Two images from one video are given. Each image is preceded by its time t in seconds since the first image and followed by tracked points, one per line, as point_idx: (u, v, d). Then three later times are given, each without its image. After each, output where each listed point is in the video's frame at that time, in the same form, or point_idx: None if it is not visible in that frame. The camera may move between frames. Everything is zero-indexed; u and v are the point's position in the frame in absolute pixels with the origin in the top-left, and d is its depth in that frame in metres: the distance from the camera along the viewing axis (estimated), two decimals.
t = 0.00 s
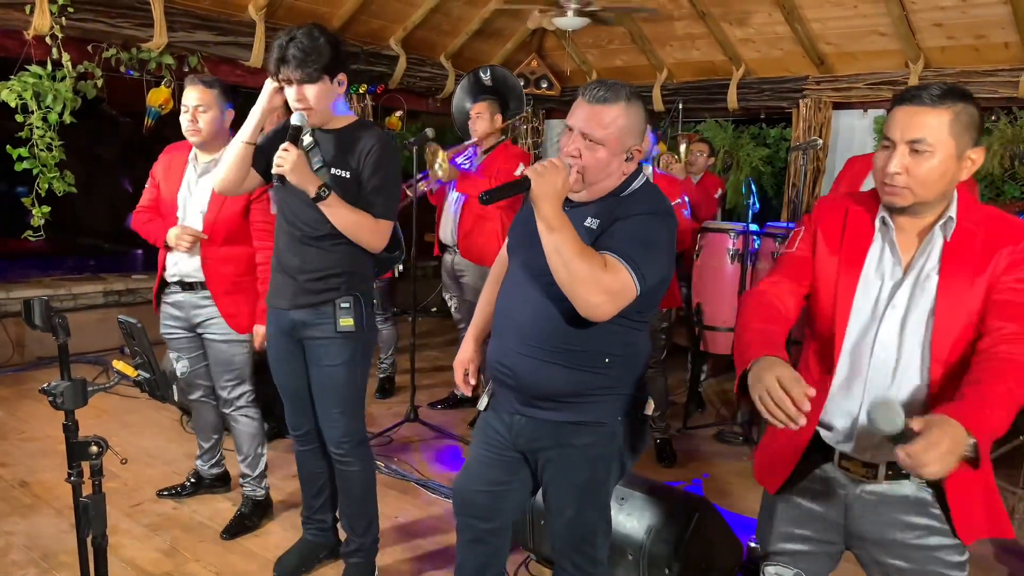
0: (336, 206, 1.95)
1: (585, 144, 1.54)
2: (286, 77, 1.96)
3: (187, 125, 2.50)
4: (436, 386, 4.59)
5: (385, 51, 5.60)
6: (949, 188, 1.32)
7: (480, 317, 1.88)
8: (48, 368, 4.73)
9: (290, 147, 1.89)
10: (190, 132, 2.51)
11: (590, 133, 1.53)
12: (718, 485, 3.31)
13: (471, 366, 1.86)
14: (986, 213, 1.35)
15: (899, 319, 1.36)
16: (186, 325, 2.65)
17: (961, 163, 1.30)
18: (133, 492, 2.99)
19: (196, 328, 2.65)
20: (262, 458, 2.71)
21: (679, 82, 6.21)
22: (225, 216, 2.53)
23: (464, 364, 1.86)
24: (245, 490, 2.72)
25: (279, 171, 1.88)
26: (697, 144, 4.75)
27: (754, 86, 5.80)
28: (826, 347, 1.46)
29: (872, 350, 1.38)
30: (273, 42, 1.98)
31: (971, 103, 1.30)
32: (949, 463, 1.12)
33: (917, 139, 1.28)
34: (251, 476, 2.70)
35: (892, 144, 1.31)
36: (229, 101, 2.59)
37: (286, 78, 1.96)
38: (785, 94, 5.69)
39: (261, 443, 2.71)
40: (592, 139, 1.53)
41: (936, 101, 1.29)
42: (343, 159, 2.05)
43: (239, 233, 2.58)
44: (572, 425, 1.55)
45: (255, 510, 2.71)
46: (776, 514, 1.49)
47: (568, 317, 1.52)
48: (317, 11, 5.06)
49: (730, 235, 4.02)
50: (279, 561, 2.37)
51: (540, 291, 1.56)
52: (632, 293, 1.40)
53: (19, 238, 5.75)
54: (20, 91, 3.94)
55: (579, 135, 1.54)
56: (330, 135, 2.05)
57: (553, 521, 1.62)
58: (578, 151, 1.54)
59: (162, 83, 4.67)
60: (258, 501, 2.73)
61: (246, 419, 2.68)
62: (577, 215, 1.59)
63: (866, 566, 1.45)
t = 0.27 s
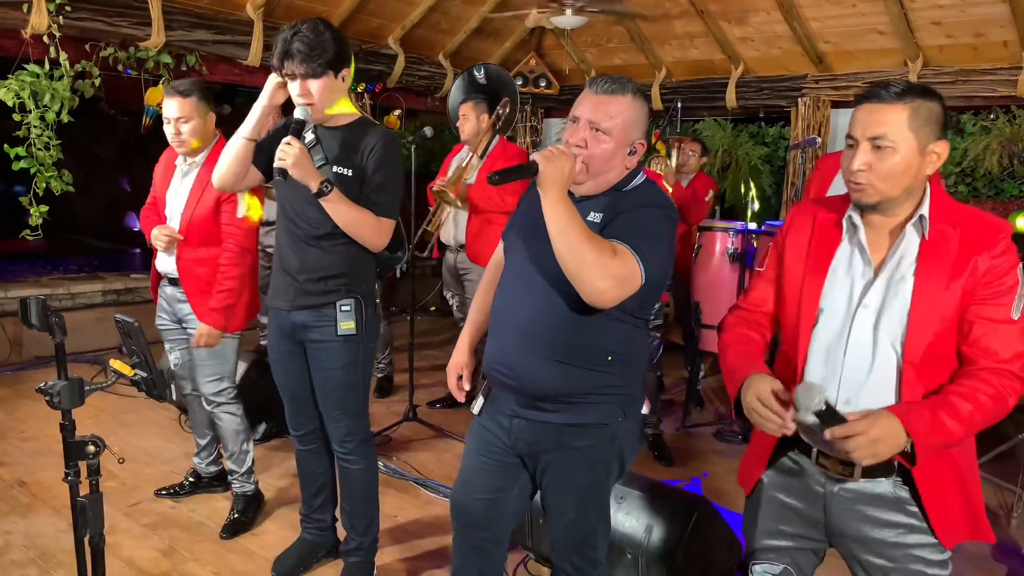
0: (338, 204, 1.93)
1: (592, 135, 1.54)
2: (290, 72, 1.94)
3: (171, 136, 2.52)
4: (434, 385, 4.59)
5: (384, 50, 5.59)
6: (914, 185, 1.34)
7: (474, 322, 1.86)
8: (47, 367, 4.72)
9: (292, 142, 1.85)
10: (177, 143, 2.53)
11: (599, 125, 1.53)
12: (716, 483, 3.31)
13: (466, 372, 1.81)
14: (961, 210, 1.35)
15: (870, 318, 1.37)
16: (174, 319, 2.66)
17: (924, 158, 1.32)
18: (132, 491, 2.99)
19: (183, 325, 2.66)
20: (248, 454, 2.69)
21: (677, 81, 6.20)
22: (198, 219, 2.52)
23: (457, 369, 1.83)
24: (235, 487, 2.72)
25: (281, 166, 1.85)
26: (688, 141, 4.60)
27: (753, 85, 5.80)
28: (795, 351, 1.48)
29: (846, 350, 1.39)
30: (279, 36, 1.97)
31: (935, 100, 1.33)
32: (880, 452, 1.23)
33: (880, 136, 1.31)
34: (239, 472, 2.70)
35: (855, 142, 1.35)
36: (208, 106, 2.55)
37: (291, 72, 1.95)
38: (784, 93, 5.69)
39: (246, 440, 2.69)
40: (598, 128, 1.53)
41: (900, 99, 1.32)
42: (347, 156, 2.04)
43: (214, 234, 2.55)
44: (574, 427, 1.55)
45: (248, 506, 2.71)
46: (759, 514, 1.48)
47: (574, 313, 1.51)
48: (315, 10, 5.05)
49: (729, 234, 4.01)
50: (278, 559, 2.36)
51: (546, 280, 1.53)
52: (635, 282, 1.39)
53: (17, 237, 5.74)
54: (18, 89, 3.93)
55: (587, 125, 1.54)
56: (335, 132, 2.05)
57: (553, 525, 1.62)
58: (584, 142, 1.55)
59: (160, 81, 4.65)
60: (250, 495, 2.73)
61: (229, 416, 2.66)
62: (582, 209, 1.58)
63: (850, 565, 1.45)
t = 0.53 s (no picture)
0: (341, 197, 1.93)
1: (593, 117, 1.55)
2: (298, 63, 1.94)
3: (159, 146, 2.55)
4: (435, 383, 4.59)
5: (384, 49, 5.59)
6: (917, 186, 1.35)
7: (461, 328, 1.84)
8: (48, 366, 4.72)
9: (297, 131, 1.85)
10: (164, 153, 2.55)
11: (599, 107, 1.54)
12: (716, 481, 3.31)
13: (455, 375, 1.81)
14: (967, 212, 1.36)
15: (876, 320, 1.38)
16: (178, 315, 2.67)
17: (926, 158, 1.33)
18: (133, 489, 2.99)
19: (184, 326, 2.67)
20: (242, 456, 2.71)
21: (678, 78, 6.19)
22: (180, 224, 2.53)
23: (445, 373, 1.81)
24: (233, 486, 2.74)
25: (286, 155, 1.84)
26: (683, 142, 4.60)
27: (753, 83, 5.78)
28: (792, 351, 1.51)
29: (852, 354, 1.40)
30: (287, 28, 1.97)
31: (937, 101, 1.33)
32: (914, 483, 1.24)
33: (881, 135, 1.32)
34: (235, 473, 2.72)
35: (858, 141, 1.36)
36: (194, 113, 2.56)
37: (298, 64, 1.95)
38: (784, 90, 5.68)
39: (239, 443, 2.70)
40: (600, 112, 1.54)
41: (902, 99, 1.32)
42: (350, 150, 2.05)
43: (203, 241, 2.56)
44: (571, 427, 1.54)
45: (246, 504, 2.72)
46: (762, 515, 1.52)
47: (567, 307, 1.50)
48: (316, 8, 5.05)
49: (730, 232, 4.00)
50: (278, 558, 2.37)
51: (542, 272, 1.52)
52: (627, 261, 1.40)
53: (17, 236, 5.74)
54: (19, 88, 3.93)
55: (590, 107, 1.55)
56: (339, 128, 2.06)
57: (553, 527, 1.61)
58: (585, 122, 1.55)
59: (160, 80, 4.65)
60: (248, 495, 2.74)
61: (218, 420, 2.66)
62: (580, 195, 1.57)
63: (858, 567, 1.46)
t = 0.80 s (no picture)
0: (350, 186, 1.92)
1: (569, 119, 1.54)
2: (312, 52, 1.98)
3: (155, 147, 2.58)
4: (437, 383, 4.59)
5: (385, 49, 5.59)
6: (980, 186, 1.34)
7: (444, 334, 1.84)
8: (51, 367, 4.73)
9: (309, 116, 1.86)
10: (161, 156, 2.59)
11: (574, 109, 1.54)
12: (718, 480, 3.31)
13: (439, 382, 1.81)
14: None
15: (928, 321, 1.35)
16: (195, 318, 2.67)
17: (992, 157, 1.32)
18: (136, 489, 3.00)
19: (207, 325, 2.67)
20: (259, 458, 2.69)
21: (679, 77, 6.19)
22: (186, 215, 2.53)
23: (432, 379, 1.80)
24: (245, 488, 2.73)
25: (297, 139, 1.84)
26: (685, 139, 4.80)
27: (755, 81, 5.77)
28: (836, 350, 1.47)
29: (900, 354, 1.37)
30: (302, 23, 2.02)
31: (1011, 101, 1.32)
32: (963, 478, 1.24)
33: (949, 127, 1.32)
34: (250, 474, 2.69)
35: (924, 131, 1.35)
36: (187, 110, 2.57)
37: (311, 54, 1.98)
38: (786, 89, 5.67)
39: (257, 444, 2.68)
40: (573, 111, 1.54)
41: (975, 92, 1.32)
42: (361, 147, 2.04)
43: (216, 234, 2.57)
44: (559, 428, 1.53)
45: (253, 506, 2.71)
46: (795, 522, 1.48)
47: (551, 306, 1.50)
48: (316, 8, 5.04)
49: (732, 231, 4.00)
50: (281, 558, 2.37)
51: (525, 271, 1.52)
52: (607, 258, 1.41)
53: (19, 236, 5.75)
54: (21, 89, 3.94)
55: (563, 108, 1.55)
56: (347, 123, 2.05)
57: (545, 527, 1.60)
58: (560, 124, 1.55)
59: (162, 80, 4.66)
60: (259, 498, 2.73)
61: (240, 419, 2.65)
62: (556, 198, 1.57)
63: None
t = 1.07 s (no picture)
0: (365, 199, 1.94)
1: (537, 119, 1.55)
2: (316, 65, 1.96)
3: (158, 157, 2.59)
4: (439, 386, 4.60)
5: (386, 52, 5.61)
6: None
7: (419, 337, 1.84)
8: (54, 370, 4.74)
9: (320, 131, 1.84)
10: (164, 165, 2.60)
11: (542, 108, 1.55)
12: (720, 483, 3.31)
13: (410, 388, 1.81)
14: None
15: (981, 335, 1.28)
16: (211, 325, 2.68)
17: None
18: (139, 493, 3.00)
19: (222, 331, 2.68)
20: (269, 463, 2.70)
21: (681, 79, 6.20)
22: (203, 216, 2.53)
23: (403, 384, 1.81)
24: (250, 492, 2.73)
25: (309, 154, 1.84)
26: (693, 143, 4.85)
27: (756, 83, 5.78)
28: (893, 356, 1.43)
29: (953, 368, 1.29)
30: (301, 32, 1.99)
31: None
32: (1010, 484, 1.21)
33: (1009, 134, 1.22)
34: (257, 479, 2.70)
35: (986, 135, 1.27)
36: (186, 118, 2.57)
37: (315, 67, 1.96)
38: (788, 91, 5.68)
39: (269, 450, 2.69)
40: (541, 113, 1.54)
41: None
42: (371, 155, 2.06)
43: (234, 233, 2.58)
44: (535, 429, 1.50)
45: (258, 511, 2.71)
46: (835, 513, 1.43)
47: (524, 308, 1.48)
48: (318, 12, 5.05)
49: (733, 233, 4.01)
50: (284, 561, 2.37)
51: (497, 273, 1.51)
52: (577, 259, 1.41)
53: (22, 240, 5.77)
54: (23, 93, 3.95)
55: (531, 109, 1.55)
56: (353, 133, 2.06)
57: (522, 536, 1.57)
58: (529, 124, 1.55)
59: (164, 84, 4.67)
60: (263, 502, 2.74)
61: (254, 424, 2.65)
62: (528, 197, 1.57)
63: None
